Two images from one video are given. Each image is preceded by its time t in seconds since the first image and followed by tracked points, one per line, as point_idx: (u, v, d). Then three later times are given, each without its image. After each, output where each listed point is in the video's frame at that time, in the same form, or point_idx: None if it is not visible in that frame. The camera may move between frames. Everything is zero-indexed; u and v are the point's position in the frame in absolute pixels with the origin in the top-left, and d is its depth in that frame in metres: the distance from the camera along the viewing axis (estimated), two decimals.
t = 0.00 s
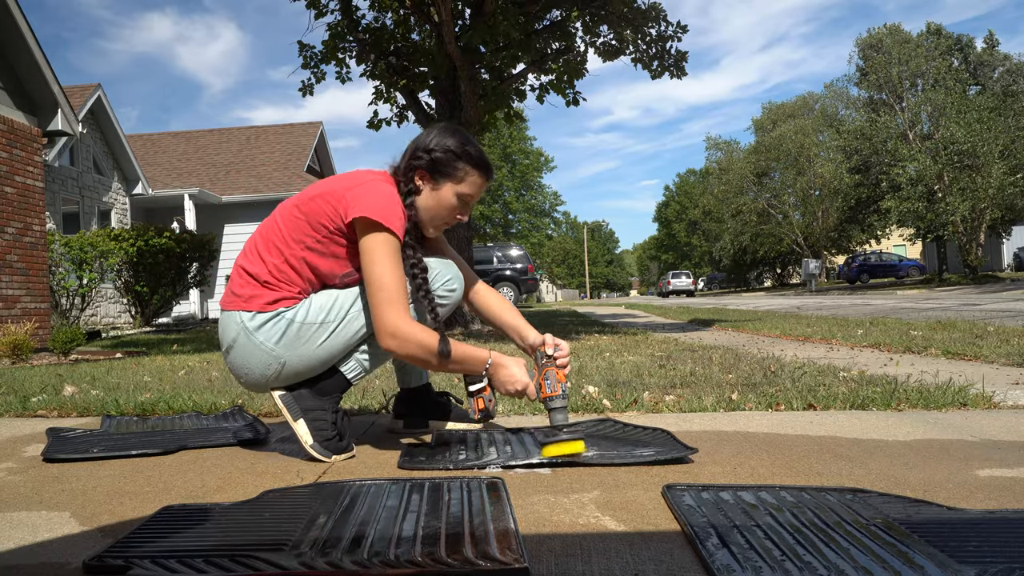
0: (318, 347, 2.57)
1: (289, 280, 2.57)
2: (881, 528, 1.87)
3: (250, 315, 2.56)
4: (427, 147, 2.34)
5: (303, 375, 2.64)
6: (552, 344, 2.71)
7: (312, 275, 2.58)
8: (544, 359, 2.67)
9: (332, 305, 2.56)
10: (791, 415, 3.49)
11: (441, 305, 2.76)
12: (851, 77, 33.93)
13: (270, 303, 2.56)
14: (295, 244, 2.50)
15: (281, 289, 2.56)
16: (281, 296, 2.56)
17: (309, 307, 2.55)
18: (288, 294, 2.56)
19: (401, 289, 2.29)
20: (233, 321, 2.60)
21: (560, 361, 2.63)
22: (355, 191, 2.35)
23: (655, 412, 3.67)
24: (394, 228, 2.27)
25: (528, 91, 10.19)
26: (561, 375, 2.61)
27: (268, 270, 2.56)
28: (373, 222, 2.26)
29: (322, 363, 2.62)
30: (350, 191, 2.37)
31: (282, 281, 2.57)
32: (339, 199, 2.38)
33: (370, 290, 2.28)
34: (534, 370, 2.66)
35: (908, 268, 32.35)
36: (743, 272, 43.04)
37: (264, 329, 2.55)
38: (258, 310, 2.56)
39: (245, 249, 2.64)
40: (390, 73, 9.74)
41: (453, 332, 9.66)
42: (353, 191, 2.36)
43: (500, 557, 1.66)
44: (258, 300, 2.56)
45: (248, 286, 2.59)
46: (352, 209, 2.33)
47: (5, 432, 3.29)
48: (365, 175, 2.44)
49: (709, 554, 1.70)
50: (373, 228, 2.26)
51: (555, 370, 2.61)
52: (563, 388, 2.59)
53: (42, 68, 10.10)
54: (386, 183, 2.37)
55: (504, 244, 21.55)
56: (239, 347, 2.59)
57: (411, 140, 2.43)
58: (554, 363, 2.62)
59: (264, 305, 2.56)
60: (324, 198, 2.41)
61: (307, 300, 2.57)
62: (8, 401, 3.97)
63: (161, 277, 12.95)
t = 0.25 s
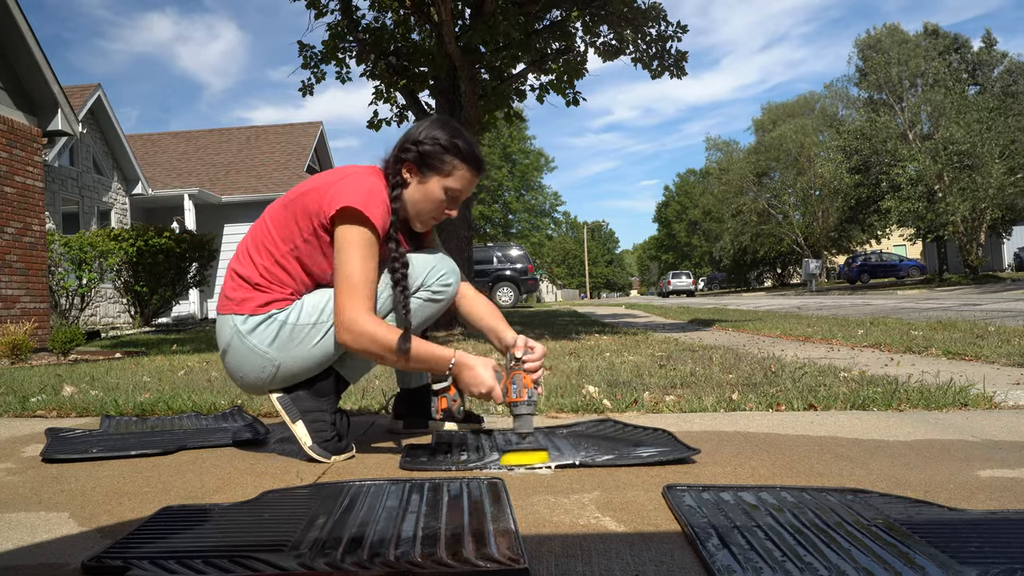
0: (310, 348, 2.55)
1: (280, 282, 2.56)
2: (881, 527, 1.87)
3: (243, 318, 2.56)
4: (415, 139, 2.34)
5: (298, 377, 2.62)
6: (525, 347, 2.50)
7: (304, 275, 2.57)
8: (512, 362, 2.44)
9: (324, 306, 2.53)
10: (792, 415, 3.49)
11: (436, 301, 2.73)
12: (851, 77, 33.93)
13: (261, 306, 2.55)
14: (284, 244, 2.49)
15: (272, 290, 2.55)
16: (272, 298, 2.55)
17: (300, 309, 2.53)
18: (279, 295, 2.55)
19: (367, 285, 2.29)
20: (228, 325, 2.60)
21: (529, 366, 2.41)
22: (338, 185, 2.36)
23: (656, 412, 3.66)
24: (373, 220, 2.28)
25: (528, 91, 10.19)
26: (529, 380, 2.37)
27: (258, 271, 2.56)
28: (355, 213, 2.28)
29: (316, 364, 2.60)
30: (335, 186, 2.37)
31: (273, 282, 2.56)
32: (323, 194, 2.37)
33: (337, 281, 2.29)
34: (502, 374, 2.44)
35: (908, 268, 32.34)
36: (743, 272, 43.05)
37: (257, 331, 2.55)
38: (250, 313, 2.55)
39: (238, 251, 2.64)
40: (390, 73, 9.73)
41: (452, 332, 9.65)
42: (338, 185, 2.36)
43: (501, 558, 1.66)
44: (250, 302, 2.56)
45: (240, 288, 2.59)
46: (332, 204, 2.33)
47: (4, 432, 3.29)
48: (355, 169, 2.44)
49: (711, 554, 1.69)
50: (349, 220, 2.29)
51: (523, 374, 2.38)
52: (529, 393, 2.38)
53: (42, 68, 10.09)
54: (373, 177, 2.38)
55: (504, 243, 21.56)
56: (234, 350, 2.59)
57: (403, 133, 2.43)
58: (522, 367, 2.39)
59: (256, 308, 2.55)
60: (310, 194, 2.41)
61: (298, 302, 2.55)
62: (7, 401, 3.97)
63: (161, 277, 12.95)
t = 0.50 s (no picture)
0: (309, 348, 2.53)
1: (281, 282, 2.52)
2: (884, 529, 1.84)
3: (242, 318, 2.53)
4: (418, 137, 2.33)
5: (297, 376, 2.60)
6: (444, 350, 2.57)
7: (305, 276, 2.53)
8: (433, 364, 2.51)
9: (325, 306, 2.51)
10: (795, 415, 3.46)
11: (437, 302, 2.70)
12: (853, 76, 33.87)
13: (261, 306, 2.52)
14: (285, 245, 2.44)
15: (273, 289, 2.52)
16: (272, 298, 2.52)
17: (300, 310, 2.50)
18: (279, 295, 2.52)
19: (318, 270, 2.20)
20: (227, 323, 2.58)
21: (447, 368, 2.48)
22: (337, 184, 2.31)
23: (656, 413, 3.64)
24: (366, 218, 2.24)
25: (529, 89, 10.16)
26: (444, 384, 2.46)
27: (257, 270, 2.51)
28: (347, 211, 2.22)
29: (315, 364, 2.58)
30: (336, 184, 2.33)
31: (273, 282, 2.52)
32: (322, 193, 2.33)
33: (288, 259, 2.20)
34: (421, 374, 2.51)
35: (911, 268, 32.25)
36: (745, 272, 42.97)
37: (257, 332, 2.52)
38: (251, 313, 2.52)
39: (238, 249, 2.59)
40: (389, 71, 9.69)
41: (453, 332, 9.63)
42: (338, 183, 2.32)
43: (500, 560, 1.63)
44: (250, 302, 2.53)
45: (239, 288, 2.55)
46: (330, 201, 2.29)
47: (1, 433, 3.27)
48: (355, 168, 2.41)
49: (712, 556, 1.67)
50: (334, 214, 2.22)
51: (439, 377, 2.47)
52: (443, 396, 2.46)
53: (38, 66, 10.10)
54: (372, 174, 2.36)
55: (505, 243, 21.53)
56: (233, 349, 2.57)
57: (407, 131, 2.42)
58: (438, 371, 2.48)
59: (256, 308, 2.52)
60: (310, 192, 2.36)
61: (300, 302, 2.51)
62: (3, 402, 3.95)
63: (162, 277, 12.95)
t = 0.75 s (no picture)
0: (314, 347, 2.55)
1: (286, 280, 2.56)
2: (881, 528, 1.86)
3: (247, 317, 2.57)
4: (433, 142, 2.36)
5: (300, 376, 2.63)
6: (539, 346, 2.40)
7: (312, 276, 2.57)
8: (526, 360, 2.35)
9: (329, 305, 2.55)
10: (793, 415, 3.48)
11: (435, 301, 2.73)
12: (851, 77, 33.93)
13: (266, 304, 2.55)
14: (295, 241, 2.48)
15: (279, 289, 2.56)
16: (277, 297, 2.56)
17: (305, 308, 2.54)
18: (284, 294, 2.56)
19: (391, 281, 2.22)
20: (232, 322, 2.61)
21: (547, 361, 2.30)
22: (356, 188, 2.35)
23: (655, 413, 3.66)
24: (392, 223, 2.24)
25: (528, 90, 10.20)
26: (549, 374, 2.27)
27: (265, 269, 2.56)
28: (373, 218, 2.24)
29: (319, 364, 2.61)
30: (353, 188, 2.36)
31: (280, 281, 2.57)
32: (339, 197, 2.37)
33: (360, 278, 2.21)
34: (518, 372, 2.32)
35: (908, 268, 32.33)
36: (744, 272, 43.04)
37: (261, 330, 2.55)
38: (255, 311, 2.56)
39: (245, 247, 2.63)
40: (390, 73, 9.73)
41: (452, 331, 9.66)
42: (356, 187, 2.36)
43: (500, 558, 1.65)
44: (256, 301, 2.56)
45: (245, 286, 2.59)
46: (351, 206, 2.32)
47: (4, 432, 3.29)
48: (370, 171, 2.44)
49: (710, 554, 1.69)
50: (374, 224, 2.24)
51: (544, 371, 2.27)
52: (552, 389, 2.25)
53: (41, 67, 10.09)
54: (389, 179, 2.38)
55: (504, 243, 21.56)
56: (236, 348, 2.60)
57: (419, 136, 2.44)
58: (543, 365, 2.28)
59: (262, 305, 2.55)
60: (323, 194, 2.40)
61: (304, 301, 2.55)
62: (6, 401, 3.97)
63: (161, 277, 12.96)
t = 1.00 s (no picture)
0: (319, 348, 2.55)
1: (295, 278, 2.54)
2: (881, 528, 1.86)
3: (254, 314, 2.55)
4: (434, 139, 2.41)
5: (302, 375, 2.62)
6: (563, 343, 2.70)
7: (323, 274, 2.55)
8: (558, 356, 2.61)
9: (337, 305, 2.54)
10: (793, 415, 3.48)
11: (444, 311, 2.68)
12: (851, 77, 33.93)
13: (274, 301, 2.53)
14: (311, 237, 2.47)
15: (289, 288, 2.54)
16: (284, 294, 2.54)
17: (313, 307, 2.53)
18: (293, 292, 2.54)
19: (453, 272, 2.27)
20: (238, 319, 2.59)
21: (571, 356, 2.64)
22: (374, 186, 2.36)
23: (655, 413, 3.66)
24: (423, 217, 2.27)
25: (528, 90, 10.20)
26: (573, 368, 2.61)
27: (278, 266, 2.54)
28: (402, 216, 2.27)
29: (322, 363, 2.61)
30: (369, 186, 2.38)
31: (291, 281, 2.55)
32: (359, 195, 2.38)
33: (425, 278, 2.23)
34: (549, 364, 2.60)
35: (909, 268, 32.32)
36: (744, 272, 43.03)
37: (268, 328, 2.54)
38: (263, 309, 2.54)
39: (257, 244, 2.60)
40: (390, 73, 9.74)
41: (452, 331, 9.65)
42: (375, 185, 2.37)
43: (500, 558, 1.66)
44: (264, 298, 2.54)
45: (253, 283, 2.57)
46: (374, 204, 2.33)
47: (4, 433, 3.29)
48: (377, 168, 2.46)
49: (710, 554, 1.69)
50: (410, 221, 2.27)
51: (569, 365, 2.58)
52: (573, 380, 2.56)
53: (41, 67, 10.09)
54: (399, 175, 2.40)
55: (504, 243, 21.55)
56: (241, 344, 2.58)
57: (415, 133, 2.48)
58: (568, 360, 2.58)
59: (269, 303, 2.54)
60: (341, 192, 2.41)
61: (313, 301, 2.55)
62: (6, 401, 3.97)
63: (161, 277, 12.96)
